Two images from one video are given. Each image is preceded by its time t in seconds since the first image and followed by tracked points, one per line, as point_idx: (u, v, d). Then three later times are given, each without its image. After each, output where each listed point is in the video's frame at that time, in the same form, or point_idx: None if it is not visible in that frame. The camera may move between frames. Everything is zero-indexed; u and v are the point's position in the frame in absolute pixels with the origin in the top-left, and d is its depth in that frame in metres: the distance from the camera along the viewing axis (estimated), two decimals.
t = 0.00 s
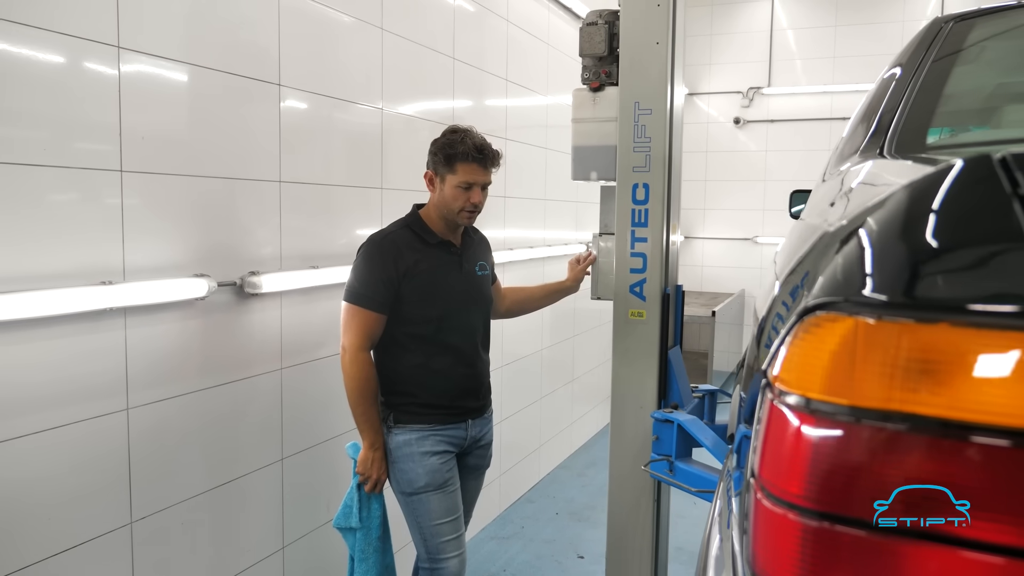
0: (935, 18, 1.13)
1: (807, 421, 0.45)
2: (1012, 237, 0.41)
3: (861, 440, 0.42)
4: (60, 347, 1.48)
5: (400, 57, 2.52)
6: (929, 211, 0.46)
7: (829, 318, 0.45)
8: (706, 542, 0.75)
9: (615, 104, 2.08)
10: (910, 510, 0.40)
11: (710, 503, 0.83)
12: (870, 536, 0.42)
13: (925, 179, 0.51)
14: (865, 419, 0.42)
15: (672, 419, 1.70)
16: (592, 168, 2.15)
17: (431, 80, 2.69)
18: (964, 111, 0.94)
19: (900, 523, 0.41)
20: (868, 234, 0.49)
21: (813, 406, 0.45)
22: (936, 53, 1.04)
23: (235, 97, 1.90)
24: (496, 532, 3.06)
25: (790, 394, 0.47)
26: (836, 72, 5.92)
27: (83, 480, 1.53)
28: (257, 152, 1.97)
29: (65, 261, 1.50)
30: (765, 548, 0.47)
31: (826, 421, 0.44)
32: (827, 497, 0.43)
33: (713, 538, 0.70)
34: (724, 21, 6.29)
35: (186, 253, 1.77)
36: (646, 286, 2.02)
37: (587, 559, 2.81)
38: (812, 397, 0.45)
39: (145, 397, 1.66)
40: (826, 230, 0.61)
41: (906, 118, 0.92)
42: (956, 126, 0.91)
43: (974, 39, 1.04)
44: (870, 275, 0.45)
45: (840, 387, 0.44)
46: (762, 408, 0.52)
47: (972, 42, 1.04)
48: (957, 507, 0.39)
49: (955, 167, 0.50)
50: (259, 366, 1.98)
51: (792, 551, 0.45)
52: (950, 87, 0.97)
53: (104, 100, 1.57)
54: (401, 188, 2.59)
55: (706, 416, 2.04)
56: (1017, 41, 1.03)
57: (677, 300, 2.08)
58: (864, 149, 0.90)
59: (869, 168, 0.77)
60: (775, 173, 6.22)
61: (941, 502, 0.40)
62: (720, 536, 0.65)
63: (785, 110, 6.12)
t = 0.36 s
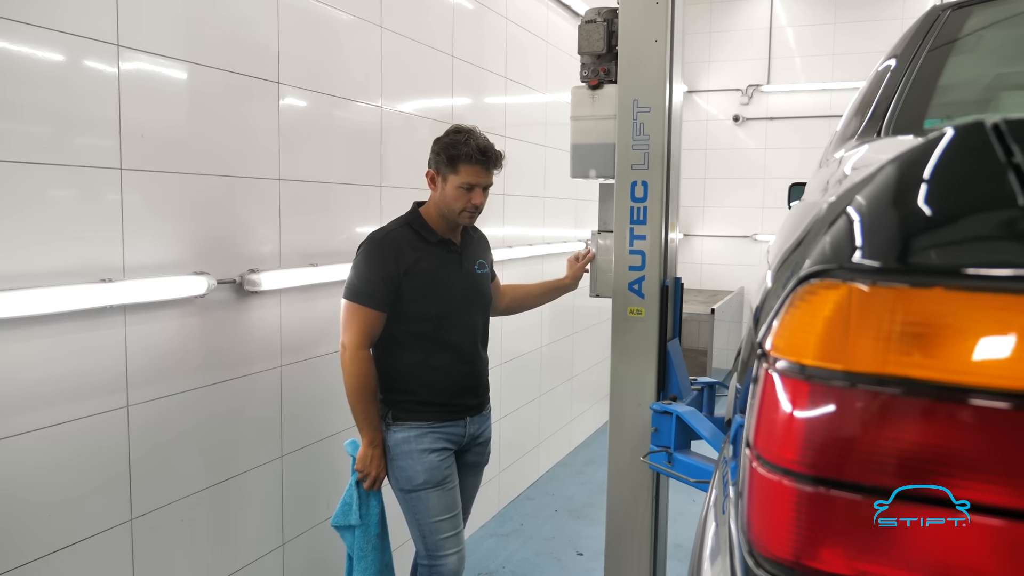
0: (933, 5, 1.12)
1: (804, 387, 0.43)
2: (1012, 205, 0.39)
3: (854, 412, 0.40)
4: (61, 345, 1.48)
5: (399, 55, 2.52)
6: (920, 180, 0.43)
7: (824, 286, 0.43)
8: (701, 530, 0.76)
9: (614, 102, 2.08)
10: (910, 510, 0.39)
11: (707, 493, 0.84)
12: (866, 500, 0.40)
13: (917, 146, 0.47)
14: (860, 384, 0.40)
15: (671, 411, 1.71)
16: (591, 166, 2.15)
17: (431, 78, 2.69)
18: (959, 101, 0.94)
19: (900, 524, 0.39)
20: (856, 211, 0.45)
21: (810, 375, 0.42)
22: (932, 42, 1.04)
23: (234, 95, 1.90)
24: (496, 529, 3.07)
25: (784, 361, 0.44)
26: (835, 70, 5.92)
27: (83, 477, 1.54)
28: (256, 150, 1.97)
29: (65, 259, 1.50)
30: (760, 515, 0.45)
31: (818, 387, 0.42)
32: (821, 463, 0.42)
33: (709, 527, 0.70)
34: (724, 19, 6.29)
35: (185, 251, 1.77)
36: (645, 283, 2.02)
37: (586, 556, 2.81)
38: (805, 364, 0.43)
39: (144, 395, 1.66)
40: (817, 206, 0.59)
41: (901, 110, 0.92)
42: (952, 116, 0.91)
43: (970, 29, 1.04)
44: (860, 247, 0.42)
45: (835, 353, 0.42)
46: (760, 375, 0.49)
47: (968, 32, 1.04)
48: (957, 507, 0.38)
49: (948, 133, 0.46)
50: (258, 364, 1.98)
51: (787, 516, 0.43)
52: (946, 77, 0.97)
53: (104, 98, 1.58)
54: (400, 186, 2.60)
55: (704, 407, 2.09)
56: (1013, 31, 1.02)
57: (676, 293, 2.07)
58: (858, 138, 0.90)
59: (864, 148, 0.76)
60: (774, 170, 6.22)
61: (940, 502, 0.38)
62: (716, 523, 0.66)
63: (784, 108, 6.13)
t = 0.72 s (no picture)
0: None
1: (787, 354, 0.42)
2: (992, 167, 0.40)
3: (837, 384, 0.40)
4: (59, 342, 1.49)
5: (397, 54, 2.52)
6: (901, 149, 0.44)
7: (807, 254, 0.43)
8: (691, 518, 0.77)
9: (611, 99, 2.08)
10: (910, 510, 0.39)
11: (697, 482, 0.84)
12: (853, 465, 0.40)
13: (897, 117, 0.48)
14: (847, 348, 0.40)
15: (667, 403, 1.72)
16: (588, 164, 2.15)
17: (428, 76, 2.69)
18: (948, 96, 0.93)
19: (900, 523, 0.39)
20: (837, 184, 0.45)
21: (795, 343, 0.42)
22: (923, 33, 1.03)
23: (233, 93, 1.90)
24: (494, 527, 3.07)
25: (768, 329, 0.44)
26: (835, 68, 5.91)
27: (82, 473, 1.55)
28: (254, 148, 1.98)
29: (63, 257, 1.51)
30: (744, 482, 0.45)
31: (805, 353, 0.42)
32: (806, 430, 0.41)
33: (699, 513, 0.71)
34: (723, 17, 6.28)
35: (184, 248, 1.78)
36: (642, 281, 2.03)
37: (584, 553, 2.82)
38: (789, 331, 0.43)
39: (142, 392, 1.67)
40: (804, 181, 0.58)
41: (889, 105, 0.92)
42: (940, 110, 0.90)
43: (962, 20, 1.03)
44: (843, 217, 0.42)
45: (818, 319, 0.42)
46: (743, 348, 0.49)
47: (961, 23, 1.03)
48: (957, 507, 0.38)
49: (928, 102, 0.47)
50: (256, 361, 1.99)
51: (770, 482, 0.43)
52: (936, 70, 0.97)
53: (101, 96, 1.58)
54: (399, 183, 2.60)
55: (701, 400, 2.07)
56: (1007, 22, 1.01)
57: (673, 285, 2.05)
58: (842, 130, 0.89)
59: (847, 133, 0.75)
60: (774, 168, 6.22)
61: (940, 502, 0.38)
62: (705, 508, 0.67)
63: (784, 106, 6.13)
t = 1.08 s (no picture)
0: None
1: (770, 320, 0.43)
2: (975, 133, 0.39)
3: (820, 356, 0.41)
4: (53, 341, 1.49)
5: (392, 51, 2.52)
6: (884, 116, 0.43)
7: (790, 220, 0.43)
8: (680, 504, 0.77)
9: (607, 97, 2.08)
10: (911, 507, 0.39)
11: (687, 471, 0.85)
12: (841, 431, 0.40)
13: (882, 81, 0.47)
14: (834, 312, 0.40)
15: (664, 394, 1.73)
16: (584, 162, 2.14)
17: (424, 74, 2.69)
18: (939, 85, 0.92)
19: (900, 523, 0.39)
20: (815, 159, 0.45)
21: (780, 309, 0.42)
22: (914, 22, 1.02)
23: (227, 91, 1.90)
24: (491, 524, 3.07)
25: (751, 297, 0.44)
26: (831, 64, 5.93)
27: (76, 472, 1.54)
28: (249, 146, 1.97)
29: (57, 256, 1.50)
30: (730, 449, 0.45)
31: (787, 321, 0.42)
32: (792, 398, 0.41)
33: (689, 501, 0.71)
34: (720, 14, 6.29)
35: (178, 247, 1.77)
36: (638, 278, 2.02)
37: (582, 550, 2.82)
38: (772, 299, 0.43)
39: (135, 391, 1.66)
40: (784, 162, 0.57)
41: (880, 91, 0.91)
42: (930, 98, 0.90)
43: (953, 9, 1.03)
44: (824, 185, 0.42)
45: (802, 285, 0.42)
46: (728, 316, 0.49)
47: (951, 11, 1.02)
48: (957, 507, 0.38)
49: (913, 66, 0.46)
50: (251, 359, 1.98)
51: (756, 449, 0.43)
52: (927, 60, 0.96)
53: (95, 93, 1.57)
54: (394, 181, 2.60)
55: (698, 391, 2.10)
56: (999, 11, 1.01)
57: (669, 278, 2.06)
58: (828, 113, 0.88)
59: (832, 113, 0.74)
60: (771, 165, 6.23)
61: (941, 502, 0.38)
62: (695, 497, 0.67)
63: (781, 103, 6.14)
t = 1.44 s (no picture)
0: None
1: (755, 287, 0.44)
2: (965, 96, 0.40)
3: (805, 328, 0.42)
4: (44, 339, 1.48)
5: (386, 48, 2.51)
6: (868, 84, 0.44)
7: (776, 185, 0.44)
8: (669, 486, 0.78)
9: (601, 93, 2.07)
10: (911, 507, 0.40)
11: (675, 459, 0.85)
12: (829, 397, 0.41)
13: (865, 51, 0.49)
14: (823, 277, 0.42)
15: (658, 385, 1.74)
16: (578, 158, 2.13)
17: (418, 70, 2.68)
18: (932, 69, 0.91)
19: (900, 523, 0.40)
20: (794, 132, 0.46)
21: (767, 275, 0.44)
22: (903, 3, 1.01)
23: (219, 88, 1.89)
24: (487, 521, 3.07)
25: (735, 265, 0.46)
26: (826, 61, 5.94)
27: (68, 471, 1.54)
28: (242, 143, 1.97)
29: (48, 254, 1.50)
30: (715, 421, 0.47)
31: (774, 285, 0.43)
32: (779, 363, 0.43)
33: (677, 485, 0.72)
34: (715, 10, 6.28)
35: (169, 244, 1.76)
36: (632, 275, 2.02)
37: (577, 547, 2.82)
38: (757, 265, 0.44)
39: (127, 389, 1.66)
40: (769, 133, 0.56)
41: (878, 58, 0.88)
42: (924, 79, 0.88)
43: None
44: (809, 149, 0.43)
45: (787, 249, 0.43)
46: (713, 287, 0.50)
47: None
48: (957, 507, 0.39)
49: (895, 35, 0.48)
50: (244, 357, 1.97)
51: (741, 417, 0.45)
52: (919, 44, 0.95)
53: (86, 91, 1.57)
54: (388, 178, 2.59)
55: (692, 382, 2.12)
56: None
57: (664, 269, 2.08)
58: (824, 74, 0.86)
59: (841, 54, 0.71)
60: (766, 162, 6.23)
61: (941, 502, 0.39)
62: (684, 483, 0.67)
63: (776, 99, 6.14)
